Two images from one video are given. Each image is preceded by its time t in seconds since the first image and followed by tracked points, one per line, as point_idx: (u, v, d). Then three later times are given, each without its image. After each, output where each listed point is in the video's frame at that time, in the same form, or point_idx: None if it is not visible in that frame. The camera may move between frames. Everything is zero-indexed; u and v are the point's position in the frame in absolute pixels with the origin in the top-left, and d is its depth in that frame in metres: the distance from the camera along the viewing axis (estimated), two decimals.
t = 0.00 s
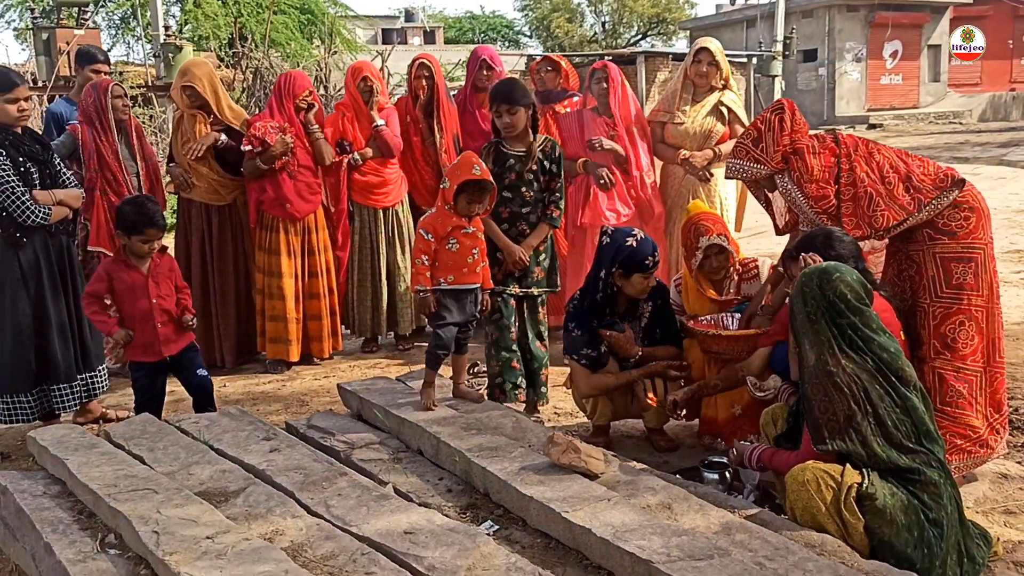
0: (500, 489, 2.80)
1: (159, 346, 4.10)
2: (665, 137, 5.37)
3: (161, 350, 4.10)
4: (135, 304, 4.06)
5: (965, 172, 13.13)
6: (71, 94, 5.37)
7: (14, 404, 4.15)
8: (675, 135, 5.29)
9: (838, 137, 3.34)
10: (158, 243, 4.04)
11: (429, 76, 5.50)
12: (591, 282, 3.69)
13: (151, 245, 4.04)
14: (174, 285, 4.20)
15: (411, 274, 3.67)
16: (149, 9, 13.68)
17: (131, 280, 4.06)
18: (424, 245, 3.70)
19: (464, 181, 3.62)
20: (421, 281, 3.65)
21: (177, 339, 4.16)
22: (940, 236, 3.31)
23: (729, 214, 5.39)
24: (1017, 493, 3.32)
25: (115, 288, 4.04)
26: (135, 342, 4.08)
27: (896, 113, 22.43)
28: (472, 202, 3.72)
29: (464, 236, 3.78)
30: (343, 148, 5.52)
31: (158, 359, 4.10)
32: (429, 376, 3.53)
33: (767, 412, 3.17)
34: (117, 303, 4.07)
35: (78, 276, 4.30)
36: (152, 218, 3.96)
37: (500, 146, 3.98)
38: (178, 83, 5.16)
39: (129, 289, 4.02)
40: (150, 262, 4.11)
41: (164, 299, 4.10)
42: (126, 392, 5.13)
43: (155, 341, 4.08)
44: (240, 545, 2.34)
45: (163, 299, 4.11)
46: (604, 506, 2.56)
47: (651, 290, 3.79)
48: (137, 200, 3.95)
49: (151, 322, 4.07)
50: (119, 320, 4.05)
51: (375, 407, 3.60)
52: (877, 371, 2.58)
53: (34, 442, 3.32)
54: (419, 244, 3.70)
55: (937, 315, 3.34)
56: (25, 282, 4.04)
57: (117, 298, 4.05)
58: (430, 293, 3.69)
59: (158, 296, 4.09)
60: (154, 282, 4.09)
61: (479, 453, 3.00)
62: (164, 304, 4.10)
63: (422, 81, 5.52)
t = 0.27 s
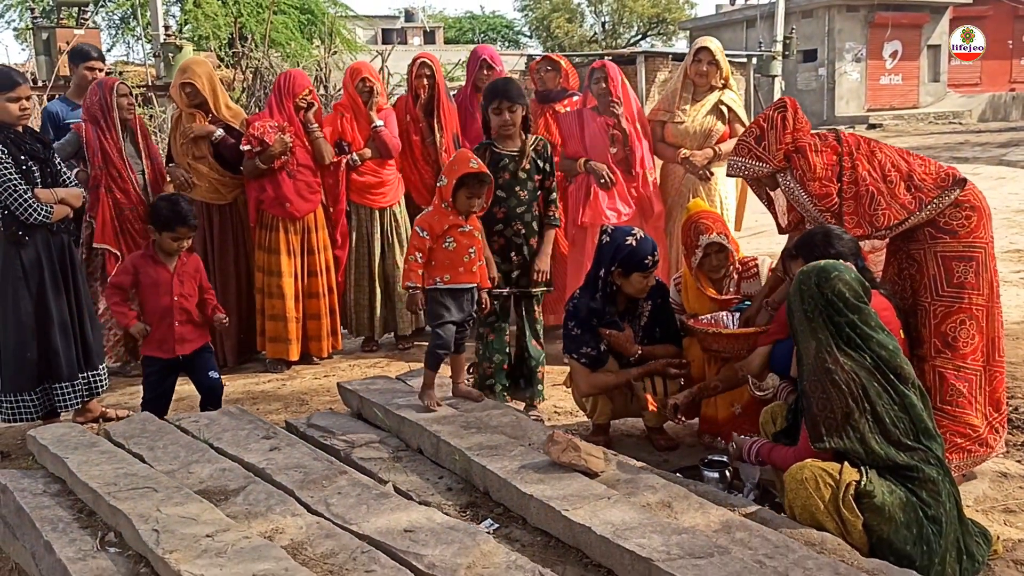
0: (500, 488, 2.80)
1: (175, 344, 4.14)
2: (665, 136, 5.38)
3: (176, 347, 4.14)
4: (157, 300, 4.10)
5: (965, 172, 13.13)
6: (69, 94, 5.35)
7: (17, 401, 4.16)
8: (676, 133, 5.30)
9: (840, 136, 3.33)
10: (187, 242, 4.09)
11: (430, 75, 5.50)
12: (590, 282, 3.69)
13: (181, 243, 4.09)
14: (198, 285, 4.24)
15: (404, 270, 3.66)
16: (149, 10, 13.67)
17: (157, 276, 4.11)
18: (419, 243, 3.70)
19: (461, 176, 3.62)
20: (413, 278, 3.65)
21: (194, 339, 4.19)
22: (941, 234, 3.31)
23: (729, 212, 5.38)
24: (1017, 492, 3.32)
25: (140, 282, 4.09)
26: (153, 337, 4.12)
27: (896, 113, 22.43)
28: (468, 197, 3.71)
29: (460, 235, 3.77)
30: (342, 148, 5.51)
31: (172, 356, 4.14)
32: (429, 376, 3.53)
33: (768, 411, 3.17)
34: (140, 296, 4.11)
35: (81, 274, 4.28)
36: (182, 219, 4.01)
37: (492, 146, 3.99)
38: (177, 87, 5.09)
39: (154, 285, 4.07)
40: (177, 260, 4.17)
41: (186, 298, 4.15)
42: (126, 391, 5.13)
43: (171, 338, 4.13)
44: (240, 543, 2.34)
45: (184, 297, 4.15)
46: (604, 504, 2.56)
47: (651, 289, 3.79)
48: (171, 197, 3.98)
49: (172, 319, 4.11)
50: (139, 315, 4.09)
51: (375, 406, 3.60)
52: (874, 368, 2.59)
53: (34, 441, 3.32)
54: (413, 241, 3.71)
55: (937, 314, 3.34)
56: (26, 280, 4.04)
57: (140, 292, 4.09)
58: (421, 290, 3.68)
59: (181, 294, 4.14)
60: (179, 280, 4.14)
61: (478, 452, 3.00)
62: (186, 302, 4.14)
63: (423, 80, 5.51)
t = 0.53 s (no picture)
0: (501, 486, 2.80)
1: (194, 332, 4.18)
2: (665, 136, 5.39)
3: (196, 336, 4.19)
4: (180, 287, 4.17)
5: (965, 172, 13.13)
6: (66, 93, 5.31)
7: (19, 401, 4.16)
8: (676, 133, 5.31)
9: (842, 135, 3.34)
10: (209, 234, 4.18)
11: (431, 74, 5.51)
12: (590, 281, 3.69)
13: (204, 234, 4.18)
14: (218, 275, 4.31)
15: (407, 279, 3.62)
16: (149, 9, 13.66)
17: (181, 263, 4.19)
18: (418, 249, 3.66)
19: (454, 174, 3.59)
20: (417, 286, 3.60)
21: (212, 330, 4.24)
22: (943, 233, 3.32)
23: (730, 211, 5.37)
24: (1018, 491, 3.32)
25: (164, 268, 4.17)
26: (173, 323, 4.17)
27: (896, 114, 22.44)
28: (463, 194, 3.69)
29: (456, 236, 3.77)
30: (342, 148, 5.52)
31: (191, 344, 4.18)
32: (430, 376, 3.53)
33: (768, 410, 3.17)
34: (163, 282, 4.19)
35: (82, 272, 4.28)
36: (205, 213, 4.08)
37: (481, 148, 3.99)
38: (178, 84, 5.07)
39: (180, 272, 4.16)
40: (201, 250, 4.25)
41: (208, 287, 4.22)
42: (126, 390, 5.13)
43: (191, 326, 4.18)
44: (241, 541, 2.34)
45: (206, 287, 4.23)
46: (605, 502, 2.56)
47: (651, 288, 3.79)
48: (197, 190, 4.06)
49: (193, 308, 4.17)
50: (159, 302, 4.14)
51: (376, 405, 3.60)
52: (872, 365, 2.59)
53: (35, 439, 3.32)
54: (413, 247, 3.67)
55: (939, 313, 3.34)
56: (28, 279, 4.04)
57: (164, 276, 4.17)
58: (425, 298, 3.65)
59: (203, 284, 4.21)
60: (202, 269, 4.22)
61: (479, 450, 3.00)
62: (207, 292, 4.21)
63: (423, 79, 5.50)
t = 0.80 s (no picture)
0: (502, 487, 2.81)
1: (207, 331, 4.21)
2: (665, 137, 5.39)
3: (209, 335, 4.21)
4: (191, 287, 4.19)
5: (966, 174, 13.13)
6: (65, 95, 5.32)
7: (21, 402, 4.16)
8: (677, 134, 5.32)
9: (845, 137, 3.34)
10: (216, 232, 4.19)
11: (432, 77, 5.52)
12: (591, 282, 3.69)
13: (210, 233, 4.19)
14: (228, 274, 4.33)
15: (413, 281, 3.64)
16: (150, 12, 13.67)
17: (190, 263, 4.20)
18: (423, 251, 3.67)
19: (454, 174, 3.60)
20: (422, 288, 3.63)
21: (223, 328, 4.26)
22: (946, 235, 3.32)
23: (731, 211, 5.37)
24: (1019, 492, 3.32)
25: (174, 268, 4.19)
26: (186, 322, 4.19)
27: (896, 116, 22.45)
28: (464, 194, 3.69)
29: (459, 237, 3.77)
30: (342, 149, 5.53)
31: (204, 343, 4.21)
32: (433, 377, 3.54)
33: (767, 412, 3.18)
34: (172, 282, 4.21)
35: (85, 274, 4.28)
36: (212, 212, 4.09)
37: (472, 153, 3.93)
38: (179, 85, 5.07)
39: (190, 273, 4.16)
40: (210, 248, 4.25)
41: (218, 286, 4.24)
42: (128, 391, 5.13)
43: (204, 325, 4.20)
44: (244, 541, 2.35)
45: (216, 285, 4.24)
46: (607, 503, 2.56)
47: (652, 289, 3.79)
48: (202, 189, 4.07)
49: (205, 307, 4.19)
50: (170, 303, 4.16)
51: (377, 406, 3.60)
52: (869, 363, 2.60)
53: (37, 440, 3.32)
54: (416, 250, 3.67)
55: (941, 314, 3.34)
56: (30, 279, 4.04)
57: (174, 275, 4.19)
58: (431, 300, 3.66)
59: (214, 283, 4.23)
60: (211, 268, 4.23)
61: (481, 451, 3.00)
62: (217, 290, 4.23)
63: (423, 81, 5.50)
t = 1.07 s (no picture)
0: (503, 488, 2.81)
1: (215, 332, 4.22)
2: (666, 139, 5.40)
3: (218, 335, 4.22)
4: (198, 289, 4.19)
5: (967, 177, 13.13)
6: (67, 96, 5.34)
7: (23, 404, 4.16)
8: (678, 136, 5.32)
9: (849, 138, 3.34)
10: (218, 235, 4.20)
11: (432, 79, 5.52)
12: (592, 285, 3.69)
13: (214, 235, 4.20)
14: (233, 275, 4.34)
15: (417, 283, 3.64)
16: (150, 14, 13.68)
17: (196, 265, 4.20)
18: (427, 253, 3.68)
19: (455, 175, 3.62)
20: (428, 290, 3.63)
21: (229, 330, 4.26)
22: (949, 236, 3.32)
23: (732, 214, 5.38)
24: (1020, 493, 3.33)
25: (179, 270, 4.19)
26: (195, 323, 4.19)
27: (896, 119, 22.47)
28: (465, 195, 3.68)
29: (462, 239, 3.78)
30: (343, 151, 5.53)
31: (214, 342, 4.21)
32: (434, 379, 3.54)
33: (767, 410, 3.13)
34: (177, 284, 4.21)
35: (86, 275, 4.29)
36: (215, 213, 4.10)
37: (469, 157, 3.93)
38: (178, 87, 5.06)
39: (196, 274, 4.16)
40: (214, 250, 4.26)
41: (224, 287, 4.25)
42: (129, 393, 5.14)
43: (212, 326, 4.20)
44: (245, 542, 2.35)
45: (223, 287, 4.25)
46: (608, 505, 2.56)
47: (653, 291, 3.79)
48: (204, 192, 4.07)
49: (212, 309, 4.20)
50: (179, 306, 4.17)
51: (379, 407, 3.60)
52: (859, 360, 2.61)
53: (38, 442, 3.32)
54: (421, 252, 3.68)
55: (943, 316, 3.35)
56: (32, 282, 4.04)
57: (179, 278, 4.19)
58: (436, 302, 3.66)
59: (220, 284, 4.23)
60: (216, 270, 4.24)
61: (482, 452, 3.00)
62: (223, 291, 4.23)
63: (424, 83, 5.51)
